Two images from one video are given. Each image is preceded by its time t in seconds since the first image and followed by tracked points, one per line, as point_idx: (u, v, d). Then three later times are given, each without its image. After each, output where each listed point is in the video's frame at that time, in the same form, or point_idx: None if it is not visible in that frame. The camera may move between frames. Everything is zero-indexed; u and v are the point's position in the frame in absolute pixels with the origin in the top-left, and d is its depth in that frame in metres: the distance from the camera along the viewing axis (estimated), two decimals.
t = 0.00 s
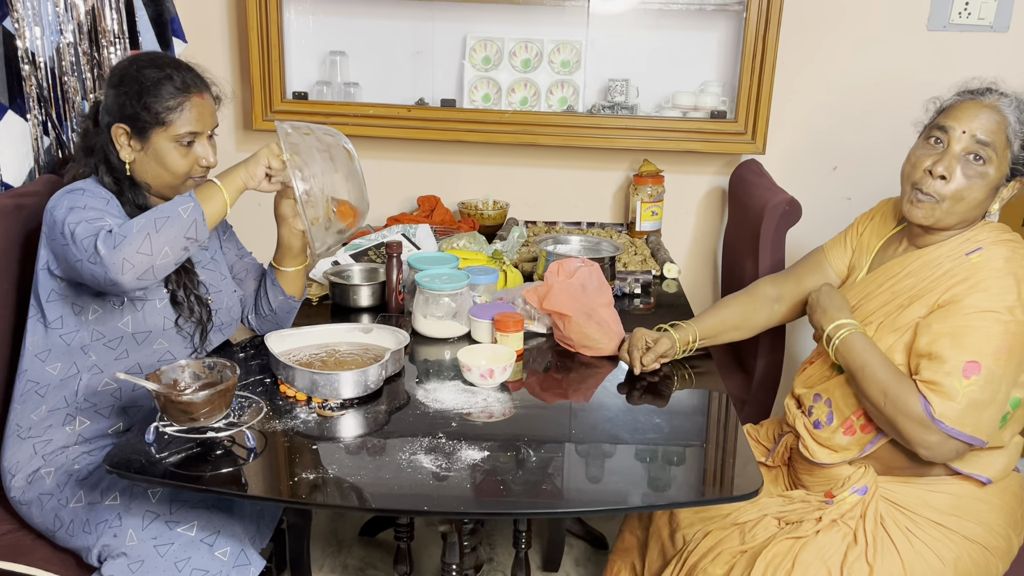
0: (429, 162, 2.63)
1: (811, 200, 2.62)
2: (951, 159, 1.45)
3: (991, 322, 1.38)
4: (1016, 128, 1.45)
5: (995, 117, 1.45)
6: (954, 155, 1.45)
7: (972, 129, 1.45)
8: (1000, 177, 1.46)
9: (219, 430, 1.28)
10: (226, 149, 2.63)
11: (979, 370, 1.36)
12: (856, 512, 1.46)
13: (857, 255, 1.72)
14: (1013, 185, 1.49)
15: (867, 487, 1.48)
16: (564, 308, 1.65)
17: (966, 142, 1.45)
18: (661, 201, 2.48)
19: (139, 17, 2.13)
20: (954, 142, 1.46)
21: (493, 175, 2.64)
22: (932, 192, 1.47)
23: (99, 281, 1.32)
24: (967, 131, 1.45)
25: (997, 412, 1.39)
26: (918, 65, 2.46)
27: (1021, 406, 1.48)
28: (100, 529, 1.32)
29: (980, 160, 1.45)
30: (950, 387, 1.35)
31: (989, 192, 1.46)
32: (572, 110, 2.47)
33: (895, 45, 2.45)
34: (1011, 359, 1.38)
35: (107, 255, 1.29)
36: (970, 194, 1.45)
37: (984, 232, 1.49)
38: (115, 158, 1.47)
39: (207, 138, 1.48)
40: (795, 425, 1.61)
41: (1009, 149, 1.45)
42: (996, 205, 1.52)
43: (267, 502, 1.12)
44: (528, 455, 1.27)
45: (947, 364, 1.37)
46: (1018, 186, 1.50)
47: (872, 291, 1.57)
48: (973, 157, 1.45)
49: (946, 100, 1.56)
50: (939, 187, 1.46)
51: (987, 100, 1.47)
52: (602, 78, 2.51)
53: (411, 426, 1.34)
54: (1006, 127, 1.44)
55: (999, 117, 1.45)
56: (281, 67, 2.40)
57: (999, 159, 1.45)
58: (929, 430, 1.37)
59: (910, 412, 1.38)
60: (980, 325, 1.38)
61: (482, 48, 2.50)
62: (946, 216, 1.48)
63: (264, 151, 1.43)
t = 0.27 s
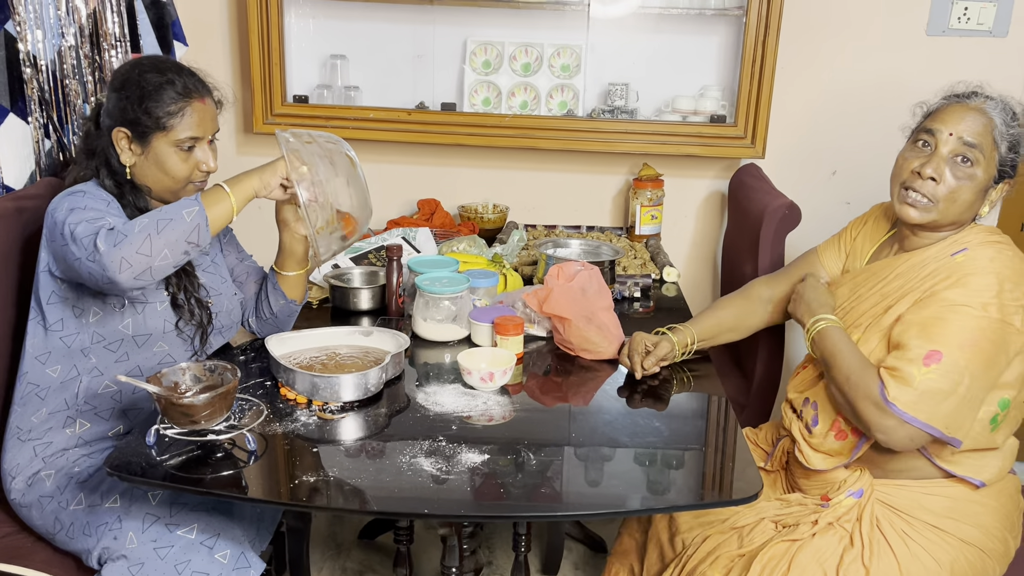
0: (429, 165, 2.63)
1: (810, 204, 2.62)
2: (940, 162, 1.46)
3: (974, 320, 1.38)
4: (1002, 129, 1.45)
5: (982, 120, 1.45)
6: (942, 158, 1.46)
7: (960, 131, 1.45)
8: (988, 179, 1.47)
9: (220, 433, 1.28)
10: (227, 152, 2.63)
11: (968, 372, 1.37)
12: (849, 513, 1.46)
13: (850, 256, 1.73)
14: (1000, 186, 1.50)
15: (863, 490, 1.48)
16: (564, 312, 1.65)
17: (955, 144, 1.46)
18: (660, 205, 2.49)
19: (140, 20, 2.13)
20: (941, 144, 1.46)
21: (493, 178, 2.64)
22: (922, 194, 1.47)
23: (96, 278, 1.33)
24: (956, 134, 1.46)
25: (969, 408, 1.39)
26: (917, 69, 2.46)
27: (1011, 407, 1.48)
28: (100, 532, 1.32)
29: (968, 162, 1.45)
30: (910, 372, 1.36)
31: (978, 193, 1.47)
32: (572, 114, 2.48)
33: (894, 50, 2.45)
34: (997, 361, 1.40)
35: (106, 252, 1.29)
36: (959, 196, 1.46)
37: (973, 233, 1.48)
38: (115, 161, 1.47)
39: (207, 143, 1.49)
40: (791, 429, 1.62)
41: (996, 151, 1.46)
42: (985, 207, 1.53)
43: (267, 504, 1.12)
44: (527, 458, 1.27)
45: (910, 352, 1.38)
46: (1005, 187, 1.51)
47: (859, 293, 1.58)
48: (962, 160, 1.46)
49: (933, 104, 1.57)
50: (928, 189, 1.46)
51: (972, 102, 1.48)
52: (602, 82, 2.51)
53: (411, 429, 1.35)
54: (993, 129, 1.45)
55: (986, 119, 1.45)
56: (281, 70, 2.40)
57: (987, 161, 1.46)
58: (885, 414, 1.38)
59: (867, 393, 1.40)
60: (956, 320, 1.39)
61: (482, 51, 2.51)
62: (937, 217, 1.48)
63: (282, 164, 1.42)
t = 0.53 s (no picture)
0: (431, 167, 2.64)
1: (811, 207, 2.62)
2: (920, 166, 1.46)
3: (954, 321, 1.38)
4: (984, 133, 1.44)
5: (963, 124, 1.44)
6: (921, 163, 1.46)
7: (941, 136, 1.45)
8: (970, 183, 1.46)
9: (221, 434, 1.28)
10: (229, 153, 2.64)
11: (960, 375, 1.37)
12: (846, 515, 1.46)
13: (842, 257, 1.73)
14: (985, 189, 1.49)
15: (859, 493, 1.48)
16: (566, 314, 1.65)
17: (935, 150, 1.45)
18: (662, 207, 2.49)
19: (142, 22, 2.14)
20: (922, 149, 1.46)
21: (495, 180, 2.64)
22: (904, 199, 1.47)
23: (94, 271, 1.32)
24: (936, 139, 1.45)
25: (948, 407, 1.38)
26: (919, 72, 2.46)
27: (1001, 408, 1.48)
28: (101, 533, 1.32)
29: (949, 167, 1.45)
30: (886, 373, 1.37)
31: (961, 198, 1.47)
32: (573, 116, 2.48)
33: (896, 52, 2.45)
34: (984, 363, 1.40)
35: (105, 242, 1.29)
36: (940, 200, 1.46)
37: (959, 235, 1.48)
38: (116, 164, 1.47)
39: (207, 145, 1.49)
40: (787, 433, 1.62)
41: (977, 155, 1.45)
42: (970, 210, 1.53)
43: (268, 506, 1.12)
44: (528, 460, 1.27)
45: (889, 352, 1.38)
46: (990, 190, 1.50)
47: (847, 297, 1.59)
48: (943, 164, 1.45)
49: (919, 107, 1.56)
50: (909, 194, 1.47)
51: (956, 106, 1.46)
52: (604, 84, 2.52)
53: (412, 431, 1.35)
54: (973, 134, 1.44)
55: (967, 123, 1.45)
56: (283, 72, 2.40)
57: (969, 166, 1.45)
58: (861, 413, 1.39)
59: (845, 392, 1.41)
60: (936, 319, 1.39)
61: (484, 53, 2.51)
62: (919, 220, 1.48)
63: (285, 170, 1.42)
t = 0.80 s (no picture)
0: (435, 168, 2.64)
1: (816, 207, 2.61)
2: (879, 174, 1.45)
3: (921, 312, 1.38)
4: (944, 138, 1.41)
5: (923, 130, 1.42)
6: (879, 171, 1.46)
7: (898, 143, 1.44)
8: (935, 189, 1.44)
9: (225, 433, 1.28)
10: (234, 154, 2.64)
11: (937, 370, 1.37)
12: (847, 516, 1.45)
13: (833, 261, 1.70)
14: (957, 193, 1.46)
15: (855, 494, 1.47)
16: (570, 315, 1.65)
17: (893, 158, 1.44)
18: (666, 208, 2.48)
19: (148, 22, 2.14)
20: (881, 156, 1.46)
21: (499, 181, 2.64)
22: (867, 203, 1.48)
23: (82, 270, 1.32)
24: (892, 146, 1.44)
25: (918, 398, 1.38)
26: (924, 72, 2.45)
27: (989, 404, 1.47)
28: (104, 533, 1.32)
29: (907, 174, 1.43)
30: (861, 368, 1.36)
31: (924, 203, 1.45)
32: (578, 117, 2.47)
33: (901, 52, 2.44)
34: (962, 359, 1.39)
35: (94, 240, 1.30)
36: (903, 206, 1.45)
37: (939, 233, 1.47)
38: (117, 164, 1.48)
39: (208, 145, 1.49)
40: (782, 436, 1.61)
41: (939, 160, 1.42)
42: (944, 212, 1.49)
43: (271, 506, 1.12)
44: (532, 461, 1.27)
45: (862, 345, 1.39)
46: (963, 193, 1.46)
47: (831, 302, 1.59)
48: (902, 171, 1.44)
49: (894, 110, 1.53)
50: (870, 199, 1.47)
51: (919, 110, 1.44)
52: (608, 85, 2.51)
53: (415, 431, 1.35)
54: (932, 139, 1.42)
55: (926, 129, 1.42)
56: (288, 72, 2.41)
57: (930, 172, 1.42)
58: (833, 405, 1.39)
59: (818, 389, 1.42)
60: (911, 313, 1.38)
61: (489, 54, 2.51)
62: (885, 223, 1.49)
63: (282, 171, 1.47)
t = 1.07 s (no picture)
0: (443, 167, 2.64)
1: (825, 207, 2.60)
2: (851, 173, 1.48)
3: (876, 292, 1.40)
4: (913, 136, 1.43)
5: (892, 129, 1.44)
6: (852, 169, 1.48)
7: (868, 142, 1.46)
8: (907, 186, 1.45)
9: (233, 432, 1.28)
10: (243, 153, 2.65)
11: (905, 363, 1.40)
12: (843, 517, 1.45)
13: (824, 257, 1.69)
14: (932, 190, 1.47)
15: (849, 495, 1.45)
16: (577, 314, 1.65)
17: (864, 157, 1.47)
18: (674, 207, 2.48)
19: (158, 22, 2.15)
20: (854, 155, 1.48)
21: (508, 180, 2.64)
22: (842, 202, 1.50)
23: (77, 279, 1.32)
24: (863, 146, 1.47)
25: (858, 372, 1.38)
26: (934, 71, 2.44)
27: (969, 399, 1.48)
28: (113, 530, 1.32)
29: (878, 173, 1.45)
30: (809, 339, 1.40)
31: (897, 200, 1.46)
32: (586, 116, 2.47)
33: (910, 51, 2.43)
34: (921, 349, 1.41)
35: (92, 251, 1.30)
36: (878, 204, 1.47)
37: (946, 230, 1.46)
38: (125, 163, 1.48)
39: (216, 143, 1.49)
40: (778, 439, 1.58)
41: (910, 158, 1.43)
42: (920, 209, 1.50)
43: (278, 504, 1.13)
44: (539, 460, 1.26)
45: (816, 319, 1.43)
46: (939, 190, 1.47)
47: (813, 299, 1.59)
48: (874, 170, 1.46)
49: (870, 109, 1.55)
50: (845, 198, 1.49)
51: (888, 109, 1.46)
52: (616, 84, 2.51)
53: (423, 430, 1.35)
54: (901, 136, 1.43)
55: (895, 127, 1.44)
56: (296, 71, 2.41)
57: (901, 170, 1.44)
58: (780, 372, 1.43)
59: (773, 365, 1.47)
60: (873, 298, 1.40)
61: (497, 53, 2.51)
62: (861, 221, 1.51)
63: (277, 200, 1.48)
